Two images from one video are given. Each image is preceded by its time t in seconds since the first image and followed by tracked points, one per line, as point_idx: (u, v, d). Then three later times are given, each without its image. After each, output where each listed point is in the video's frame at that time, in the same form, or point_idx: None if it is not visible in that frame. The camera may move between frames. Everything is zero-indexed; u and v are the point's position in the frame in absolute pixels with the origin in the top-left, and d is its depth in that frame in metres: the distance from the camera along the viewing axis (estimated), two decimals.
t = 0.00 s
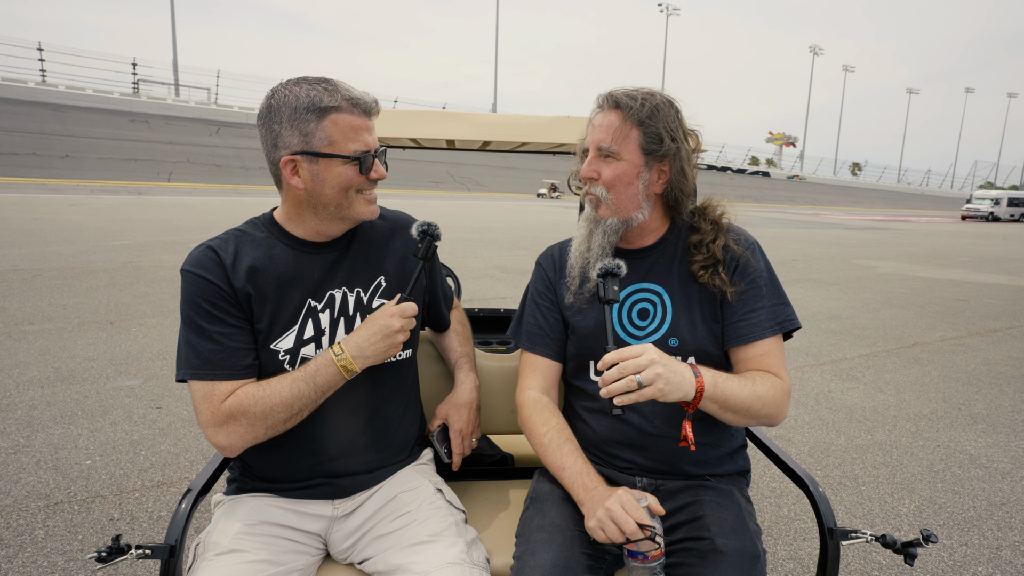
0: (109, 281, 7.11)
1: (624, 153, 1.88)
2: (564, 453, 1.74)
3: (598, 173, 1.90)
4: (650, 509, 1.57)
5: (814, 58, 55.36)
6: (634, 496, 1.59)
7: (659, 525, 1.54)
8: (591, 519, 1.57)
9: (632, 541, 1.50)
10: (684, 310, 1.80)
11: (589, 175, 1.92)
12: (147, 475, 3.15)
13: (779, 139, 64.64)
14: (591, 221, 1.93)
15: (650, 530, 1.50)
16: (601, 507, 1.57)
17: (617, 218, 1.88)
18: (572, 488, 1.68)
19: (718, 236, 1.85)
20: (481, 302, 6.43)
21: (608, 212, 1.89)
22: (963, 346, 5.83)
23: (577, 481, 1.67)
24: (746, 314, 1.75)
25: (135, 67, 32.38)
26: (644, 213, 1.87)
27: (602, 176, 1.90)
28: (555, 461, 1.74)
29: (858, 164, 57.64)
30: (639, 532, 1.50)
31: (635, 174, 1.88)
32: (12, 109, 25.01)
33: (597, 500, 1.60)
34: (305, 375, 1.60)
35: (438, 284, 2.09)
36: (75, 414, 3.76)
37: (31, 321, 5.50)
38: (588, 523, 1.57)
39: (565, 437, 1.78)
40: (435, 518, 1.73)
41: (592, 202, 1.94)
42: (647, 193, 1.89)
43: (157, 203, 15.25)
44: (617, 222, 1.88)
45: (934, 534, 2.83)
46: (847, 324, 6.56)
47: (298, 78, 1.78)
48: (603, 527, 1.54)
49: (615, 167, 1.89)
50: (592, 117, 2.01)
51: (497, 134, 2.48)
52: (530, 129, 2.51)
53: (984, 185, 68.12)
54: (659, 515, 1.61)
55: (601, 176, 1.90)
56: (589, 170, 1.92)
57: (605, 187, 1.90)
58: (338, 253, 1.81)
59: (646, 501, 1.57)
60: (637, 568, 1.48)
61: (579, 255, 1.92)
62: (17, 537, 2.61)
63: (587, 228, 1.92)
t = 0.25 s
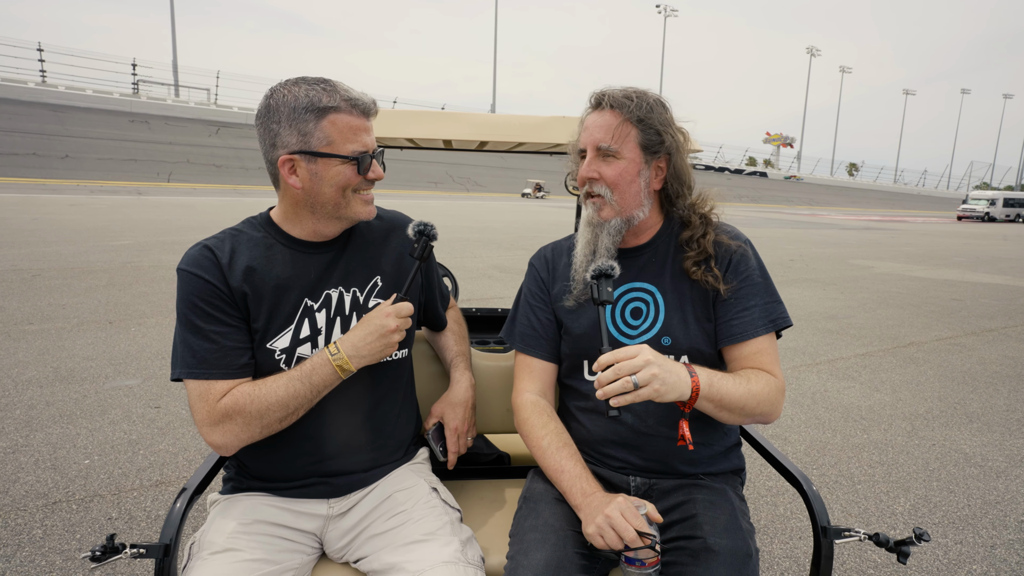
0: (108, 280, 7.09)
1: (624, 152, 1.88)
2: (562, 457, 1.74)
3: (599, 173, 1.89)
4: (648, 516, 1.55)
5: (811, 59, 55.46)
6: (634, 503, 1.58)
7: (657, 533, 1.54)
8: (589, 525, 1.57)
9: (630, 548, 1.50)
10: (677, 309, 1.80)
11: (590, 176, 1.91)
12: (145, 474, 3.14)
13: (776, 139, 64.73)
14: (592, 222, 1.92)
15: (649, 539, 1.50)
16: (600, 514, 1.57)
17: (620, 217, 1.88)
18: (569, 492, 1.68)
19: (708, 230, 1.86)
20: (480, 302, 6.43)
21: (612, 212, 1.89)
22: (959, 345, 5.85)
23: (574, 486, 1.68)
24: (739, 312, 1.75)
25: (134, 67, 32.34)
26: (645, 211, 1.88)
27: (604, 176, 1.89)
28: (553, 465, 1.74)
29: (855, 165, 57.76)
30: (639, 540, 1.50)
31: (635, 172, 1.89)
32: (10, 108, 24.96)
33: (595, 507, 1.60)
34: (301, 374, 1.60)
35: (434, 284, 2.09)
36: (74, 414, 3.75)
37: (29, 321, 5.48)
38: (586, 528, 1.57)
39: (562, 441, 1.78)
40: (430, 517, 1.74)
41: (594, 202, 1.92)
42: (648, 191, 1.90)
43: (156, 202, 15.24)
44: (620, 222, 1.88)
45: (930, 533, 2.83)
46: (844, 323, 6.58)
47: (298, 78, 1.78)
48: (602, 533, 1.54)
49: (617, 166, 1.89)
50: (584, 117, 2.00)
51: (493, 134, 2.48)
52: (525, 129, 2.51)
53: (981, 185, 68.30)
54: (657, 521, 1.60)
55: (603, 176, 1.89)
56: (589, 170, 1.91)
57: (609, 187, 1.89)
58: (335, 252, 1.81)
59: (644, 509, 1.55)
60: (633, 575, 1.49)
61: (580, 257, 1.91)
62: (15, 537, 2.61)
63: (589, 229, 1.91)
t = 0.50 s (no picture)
0: (107, 280, 7.08)
1: (629, 152, 1.89)
2: (557, 459, 1.74)
3: (605, 174, 1.89)
4: (643, 519, 1.55)
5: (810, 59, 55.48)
6: (628, 505, 1.58)
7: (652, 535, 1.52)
8: (584, 527, 1.57)
9: (624, 550, 1.48)
10: (673, 309, 1.80)
11: (594, 176, 1.90)
12: (142, 475, 3.14)
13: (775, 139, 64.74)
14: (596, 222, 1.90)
15: (643, 541, 1.47)
16: (595, 516, 1.56)
17: (625, 217, 1.87)
18: (565, 494, 1.68)
19: (699, 226, 1.88)
20: (478, 302, 6.43)
21: (616, 211, 1.88)
22: (957, 345, 5.85)
23: (570, 487, 1.67)
24: (734, 312, 1.75)
25: (133, 67, 32.32)
26: (648, 210, 1.89)
27: (609, 176, 1.89)
28: (548, 466, 1.74)
29: (854, 165, 57.80)
30: (633, 542, 1.48)
31: (639, 172, 1.90)
32: (9, 108, 24.93)
33: (590, 508, 1.59)
34: (297, 375, 1.59)
35: (430, 284, 2.08)
36: (71, 414, 3.74)
37: (27, 321, 5.47)
38: (582, 530, 1.57)
39: (558, 442, 1.78)
40: (426, 519, 1.73)
41: (598, 202, 1.91)
42: (650, 190, 1.91)
43: (155, 203, 15.22)
44: (624, 221, 1.86)
45: (927, 533, 2.83)
46: (842, 323, 6.58)
47: (296, 79, 1.77)
48: (597, 535, 1.54)
49: (621, 166, 1.89)
50: (582, 117, 1.99)
51: (489, 134, 2.48)
52: (520, 129, 2.51)
53: (979, 185, 68.37)
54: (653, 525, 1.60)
55: (608, 176, 1.89)
56: (594, 170, 1.90)
57: (613, 187, 1.88)
58: (331, 254, 1.81)
59: (639, 511, 1.56)
60: None
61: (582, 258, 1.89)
62: (12, 537, 2.60)
63: (593, 229, 1.89)
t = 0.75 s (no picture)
0: (105, 280, 7.05)
1: (642, 146, 1.89)
2: (553, 455, 1.72)
3: (621, 168, 1.87)
4: (641, 512, 1.52)
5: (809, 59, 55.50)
6: (626, 499, 1.56)
7: (650, 529, 1.51)
8: (581, 523, 1.55)
9: (622, 545, 1.46)
10: (670, 305, 1.78)
11: (612, 170, 1.86)
12: (138, 475, 3.12)
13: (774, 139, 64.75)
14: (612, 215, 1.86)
15: (641, 535, 1.47)
16: (592, 511, 1.55)
17: (640, 211, 1.86)
18: (561, 491, 1.66)
19: (688, 211, 1.91)
20: (477, 301, 6.41)
21: (634, 204, 1.86)
22: (956, 344, 5.84)
23: (566, 484, 1.66)
24: (731, 306, 1.73)
25: (133, 67, 32.27)
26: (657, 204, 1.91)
27: (625, 169, 1.87)
28: (544, 463, 1.72)
29: (853, 165, 57.82)
30: (631, 536, 1.47)
31: (650, 166, 1.92)
32: (8, 108, 24.87)
33: (587, 504, 1.58)
34: (290, 371, 1.58)
35: (425, 280, 2.07)
36: (68, 414, 3.72)
37: (24, 321, 5.45)
38: (579, 526, 1.55)
39: (554, 439, 1.76)
40: (421, 517, 1.71)
41: (613, 196, 1.87)
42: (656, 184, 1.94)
43: (154, 202, 15.19)
44: (639, 215, 1.85)
45: (926, 532, 2.82)
46: (841, 322, 6.57)
47: (288, 73, 1.75)
48: (594, 530, 1.52)
49: (636, 159, 1.88)
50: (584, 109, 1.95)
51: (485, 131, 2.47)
52: (516, 126, 2.51)
53: (978, 185, 68.42)
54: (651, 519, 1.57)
55: (624, 169, 1.87)
56: (611, 164, 1.87)
57: (629, 180, 1.87)
58: (325, 250, 1.79)
59: (637, 505, 1.53)
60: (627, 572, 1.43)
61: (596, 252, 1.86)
62: (7, 537, 2.58)
63: (611, 223, 1.85)
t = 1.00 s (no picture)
0: (104, 280, 7.04)
1: (644, 144, 1.89)
2: (553, 455, 1.72)
3: (624, 167, 1.87)
4: (641, 511, 1.52)
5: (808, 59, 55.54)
6: (626, 499, 1.56)
7: (650, 528, 1.50)
8: (581, 522, 1.55)
9: (621, 545, 1.45)
10: (670, 304, 1.78)
11: (615, 169, 1.86)
12: (137, 475, 3.11)
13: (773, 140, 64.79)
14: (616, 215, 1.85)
15: (640, 535, 1.46)
16: (591, 510, 1.54)
17: (644, 210, 1.86)
18: (561, 490, 1.65)
19: (687, 207, 1.91)
20: (477, 301, 6.40)
21: (638, 204, 1.86)
22: (956, 345, 5.84)
23: (566, 483, 1.65)
24: (732, 305, 1.73)
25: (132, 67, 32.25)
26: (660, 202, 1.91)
27: (628, 168, 1.87)
28: (544, 463, 1.72)
29: (852, 165, 57.85)
30: (630, 536, 1.47)
31: (652, 165, 1.93)
32: (7, 108, 24.85)
33: (586, 503, 1.57)
34: (290, 370, 1.57)
35: (425, 279, 2.07)
36: (66, 414, 3.71)
37: (23, 321, 5.43)
38: (579, 526, 1.55)
39: (554, 438, 1.76)
40: (422, 517, 1.71)
41: (617, 196, 1.87)
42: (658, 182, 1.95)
43: (153, 202, 15.17)
44: (644, 214, 1.85)
45: (927, 532, 2.81)
46: (841, 323, 6.57)
47: (287, 71, 1.75)
48: (594, 529, 1.52)
49: (638, 158, 1.88)
50: (584, 108, 1.95)
51: (484, 130, 2.46)
52: (516, 124, 2.50)
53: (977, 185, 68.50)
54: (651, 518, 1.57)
55: (628, 169, 1.87)
56: (614, 164, 1.87)
57: (633, 179, 1.87)
58: (325, 249, 1.79)
59: (636, 504, 1.52)
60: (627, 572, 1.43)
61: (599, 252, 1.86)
62: (5, 537, 2.57)
63: (615, 223, 1.84)
